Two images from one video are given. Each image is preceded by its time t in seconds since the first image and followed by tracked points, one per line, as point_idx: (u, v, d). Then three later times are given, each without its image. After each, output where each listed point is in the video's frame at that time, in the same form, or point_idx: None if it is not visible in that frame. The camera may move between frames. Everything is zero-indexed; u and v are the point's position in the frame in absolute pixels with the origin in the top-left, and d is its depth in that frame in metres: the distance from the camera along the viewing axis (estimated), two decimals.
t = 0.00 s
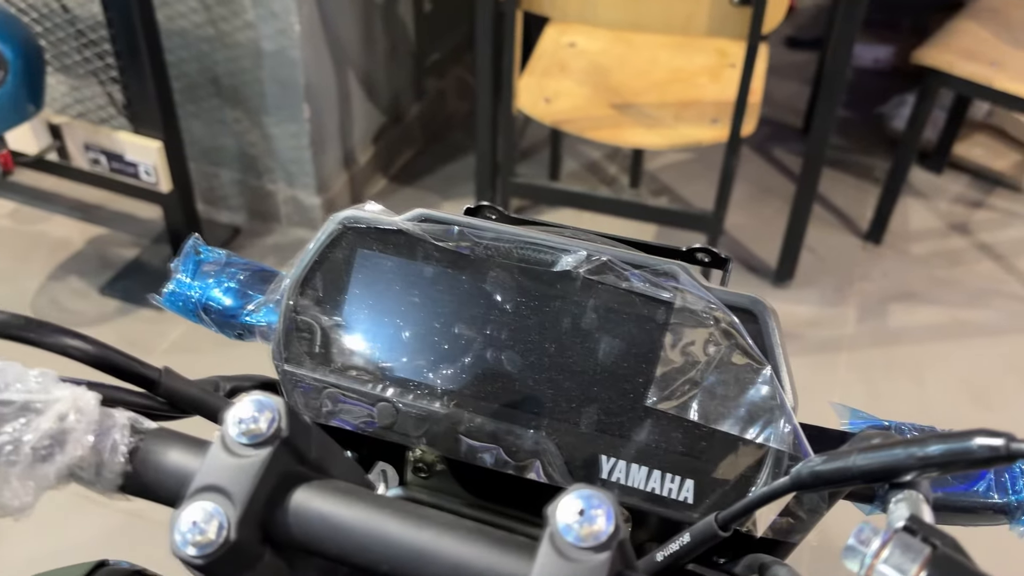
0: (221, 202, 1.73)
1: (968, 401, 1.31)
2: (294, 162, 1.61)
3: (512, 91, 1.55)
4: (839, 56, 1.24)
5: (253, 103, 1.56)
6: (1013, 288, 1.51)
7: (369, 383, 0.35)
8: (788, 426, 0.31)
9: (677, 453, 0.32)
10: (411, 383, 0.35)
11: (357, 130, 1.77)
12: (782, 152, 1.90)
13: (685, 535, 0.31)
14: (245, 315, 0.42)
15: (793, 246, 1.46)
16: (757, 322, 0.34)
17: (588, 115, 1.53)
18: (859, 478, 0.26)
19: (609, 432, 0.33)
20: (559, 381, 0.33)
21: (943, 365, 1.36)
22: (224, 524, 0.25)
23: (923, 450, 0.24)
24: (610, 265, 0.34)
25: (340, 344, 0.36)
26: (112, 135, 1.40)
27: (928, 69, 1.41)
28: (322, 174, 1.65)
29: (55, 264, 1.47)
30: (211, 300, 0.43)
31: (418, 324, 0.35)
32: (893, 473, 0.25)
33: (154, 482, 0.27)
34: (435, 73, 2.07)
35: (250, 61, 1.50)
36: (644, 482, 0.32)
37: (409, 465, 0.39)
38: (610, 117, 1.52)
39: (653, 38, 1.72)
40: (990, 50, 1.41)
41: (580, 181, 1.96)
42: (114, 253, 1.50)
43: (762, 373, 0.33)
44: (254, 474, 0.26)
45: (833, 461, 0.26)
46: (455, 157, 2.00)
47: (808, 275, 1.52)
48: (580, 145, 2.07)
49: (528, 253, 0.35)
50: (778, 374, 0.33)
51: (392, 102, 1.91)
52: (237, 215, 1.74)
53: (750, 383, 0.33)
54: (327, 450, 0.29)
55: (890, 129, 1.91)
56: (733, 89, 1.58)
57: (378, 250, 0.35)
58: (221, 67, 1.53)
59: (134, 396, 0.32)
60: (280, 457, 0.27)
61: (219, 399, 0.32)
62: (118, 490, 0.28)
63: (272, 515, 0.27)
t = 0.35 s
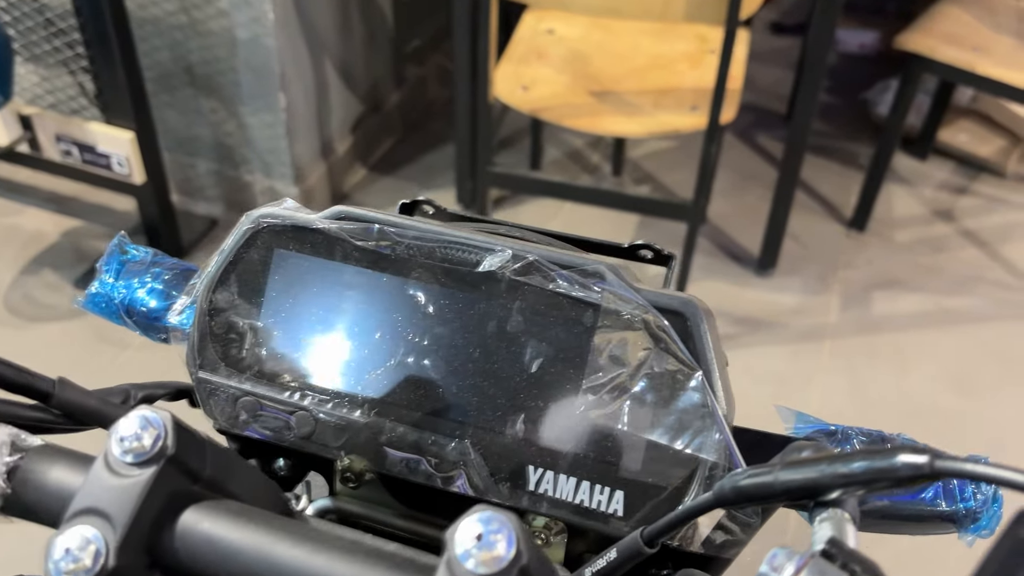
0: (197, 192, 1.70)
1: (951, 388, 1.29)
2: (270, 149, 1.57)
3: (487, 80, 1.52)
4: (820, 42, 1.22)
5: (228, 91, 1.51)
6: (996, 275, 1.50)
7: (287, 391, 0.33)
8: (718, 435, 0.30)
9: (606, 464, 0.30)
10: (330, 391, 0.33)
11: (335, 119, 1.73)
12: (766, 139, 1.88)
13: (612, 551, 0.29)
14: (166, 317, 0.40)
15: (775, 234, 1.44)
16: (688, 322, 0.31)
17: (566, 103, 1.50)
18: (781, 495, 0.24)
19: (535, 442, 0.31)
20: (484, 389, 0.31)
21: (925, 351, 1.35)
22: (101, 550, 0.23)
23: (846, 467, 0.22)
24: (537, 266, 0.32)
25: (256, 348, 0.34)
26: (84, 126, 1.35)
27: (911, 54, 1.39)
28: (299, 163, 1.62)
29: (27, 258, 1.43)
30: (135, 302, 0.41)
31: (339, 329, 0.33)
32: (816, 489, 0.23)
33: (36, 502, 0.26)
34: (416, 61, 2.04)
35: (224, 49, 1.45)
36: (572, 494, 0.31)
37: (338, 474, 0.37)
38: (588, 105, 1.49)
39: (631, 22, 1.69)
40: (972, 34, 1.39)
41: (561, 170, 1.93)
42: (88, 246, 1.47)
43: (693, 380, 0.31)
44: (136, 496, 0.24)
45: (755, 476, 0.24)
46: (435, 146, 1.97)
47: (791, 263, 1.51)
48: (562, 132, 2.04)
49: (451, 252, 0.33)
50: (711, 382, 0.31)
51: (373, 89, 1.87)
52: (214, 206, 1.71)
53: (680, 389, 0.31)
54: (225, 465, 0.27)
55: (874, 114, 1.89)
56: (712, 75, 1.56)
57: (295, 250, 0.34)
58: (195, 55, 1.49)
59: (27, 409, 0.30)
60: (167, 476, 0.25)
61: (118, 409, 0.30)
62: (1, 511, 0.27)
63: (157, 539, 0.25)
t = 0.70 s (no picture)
0: (190, 186, 1.69)
1: (944, 381, 1.30)
2: (262, 143, 1.57)
3: (479, 74, 1.52)
4: (814, 35, 1.21)
5: (219, 85, 1.51)
6: (989, 267, 1.50)
7: (259, 402, 0.33)
8: (686, 448, 0.30)
9: (576, 476, 0.30)
10: (302, 402, 0.33)
11: (327, 112, 1.72)
12: (760, 131, 1.88)
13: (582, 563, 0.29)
14: (140, 324, 0.40)
15: (768, 227, 1.44)
16: (656, 335, 0.31)
17: (558, 96, 1.49)
18: (743, 514, 0.24)
19: (506, 453, 0.31)
20: (454, 401, 0.31)
21: (918, 345, 1.35)
22: (62, 570, 0.23)
23: (807, 487, 0.22)
24: (507, 277, 0.32)
25: (227, 359, 0.34)
26: (75, 121, 1.34)
27: (905, 47, 1.39)
28: (292, 156, 1.61)
29: (19, 253, 1.43)
30: (110, 310, 0.41)
31: (311, 340, 0.33)
32: (779, 509, 0.23)
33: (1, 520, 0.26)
34: (409, 54, 2.03)
35: (215, 43, 1.45)
36: (543, 506, 0.31)
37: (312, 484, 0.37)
38: (580, 99, 1.48)
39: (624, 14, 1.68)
40: (966, 27, 1.38)
41: (555, 163, 1.93)
42: (81, 241, 1.46)
43: (662, 393, 0.31)
44: (98, 515, 0.24)
45: (719, 493, 0.24)
46: (428, 139, 1.97)
47: (784, 256, 1.51)
48: (556, 125, 2.03)
49: (422, 264, 0.32)
50: (680, 394, 0.31)
51: (366, 83, 1.87)
52: (207, 200, 1.70)
53: (650, 403, 0.31)
54: (190, 481, 0.27)
55: (868, 106, 1.89)
56: (706, 68, 1.55)
57: (266, 260, 0.34)
58: (186, 49, 1.48)
59: None
60: (131, 494, 0.25)
61: (87, 423, 0.30)
62: None
63: (119, 557, 0.25)
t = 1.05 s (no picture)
0: (191, 179, 1.69)
1: (944, 374, 1.30)
2: (263, 136, 1.57)
3: (480, 66, 1.52)
4: (815, 27, 1.21)
5: (220, 78, 1.51)
6: (990, 260, 1.50)
7: (260, 393, 0.33)
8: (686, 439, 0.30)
9: (576, 467, 0.30)
10: (303, 393, 0.33)
11: (328, 105, 1.72)
12: (761, 124, 1.88)
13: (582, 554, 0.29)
14: (141, 316, 0.40)
15: (768, 220, 1.44)
16: (656, 326, 0.31)
17: (558, 89, 1.49)
18: (742, 504, 0.24)
19: (505, 444, 0.31)
20: (454, 391, 0.31)
21: (919, 338, 1.35)
22: (65, 560, 0.23)
23: (806, 477, 0.22)
24: (507, 269, 0.32)
25: (228, 351, 0.34)
26: (76, 114, 1.34)
27: (906, 39, 1.39)
28: (293, 149, 1.61)
29: (20, 246, 1.43)
30: (112, 302, 0.41)
31: (312, 331, 0.33)
32: (778, 499, 0.23)
33: (4, 511, 0.26)
34: (410, 47, 2.03)
35: (216, 36, 1.44)
36: (543, 497, 0.31)
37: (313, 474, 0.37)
38: (581, 91, 1.48)
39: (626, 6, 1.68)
40: (968, 19, 1.38)
41: (556, 156, 1.93)
42: (82, 233, 1.47)
43: (661, 384, 0.31)
44: (101, 505, 0.24)
45: (718, 484, 0.24)
46: (429, 131, 1.97)
47: (784, 249, 1.51)
48: (557, 117, 2.03)
49: (422, 255, 0.33)
50: (679, 386, 0.31)
51: (366, 75, 1.87)
52: (208, 192, 1.70)
53: (650, 393, 0.31)
54: (192, 471, 0.27)
55: (869, 99, 1.89)
56: (707, 61, 1.55)
57: (267, 252, 0.34)
58: (186, 42, 1.47)
59: None
60: (133, 486, 0.25)
61: (89, 414, 0.30)
62: None
63: (122, 548, 0.25)
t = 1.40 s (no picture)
0: (199, 174, 1.70)
1: (951, 371, 1.30)
2: (271, 131, 1.57)
3: (488, 62, 1.52)
4: (821, 23, 1.21)
5: (228, 73, 1.51)
6: (996, 256, 1.50)
7: (284, 390, 0.34)
8: (708, 437, 0.30)
9: (598, 464, 0.31)
10: (327, 389, 0.34)
11: (335, 101, 1.73)
12: (767, 120, 1.88)
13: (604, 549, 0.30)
14: (164, 313, 0.40)
15: (775, 216, 1.44)
16: (677, 325, 0.31)
17: (566, 85, 1.49)
18: (766, 501, 0.24)
19: (528, 441, 0.31)
20: (477, 389, 0.32)
21: (926, 334, 1.36)
22: (103, 553, 0.24)
23: (830, 474, 0.23)
24: (530, 267, 0.32)
25: (252, 348, 0.34)
26: (85, 110, 1.35)
27: (912, 36, 1.39)
28: (300, 145, 1.62)
29: (29, 241, 1.44)
30: (135, 299, 0.41)
31: (336, 329, 0.34)
32: (803, 495, 0.23)
33: (40, 505, 0.26)
34: (416, 42, 2.03)
35: (223, 31, 1.45)
36: (565, 492, 0.31)
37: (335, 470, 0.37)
38: (588, 87, 1.48)
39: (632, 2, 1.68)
40: (976, 15, 1.38)
41: (563, 152, 1.93)
42: (90, 228, 1.47)
43: (683, 382, 0.31)
44: (136, 500, 0.25)
45: (743, 480, 0.25)
46: (435, 127, 1.97)
47: (791, 245, 1.51)
48: (563, 113, 2.03)
49: (446, 254, 0.33)
50: (701, 385, 0.31)
51: (373, 71, 1.87)
52: (216, 188, 1.71)
53: (672, 391, 0.31)
54: (223, 468, 0.28)
55: (875, 95, 1.88)
56: (715, 56, 1.55)
57: (291, 250, 0.34)
58: (194, 38, 1.48)
59: (28, 412, 0.30)
60: (166, 481, 0.26)
61: (120, 411, 0.30)
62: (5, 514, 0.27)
63: (156, 542, 0.25)
